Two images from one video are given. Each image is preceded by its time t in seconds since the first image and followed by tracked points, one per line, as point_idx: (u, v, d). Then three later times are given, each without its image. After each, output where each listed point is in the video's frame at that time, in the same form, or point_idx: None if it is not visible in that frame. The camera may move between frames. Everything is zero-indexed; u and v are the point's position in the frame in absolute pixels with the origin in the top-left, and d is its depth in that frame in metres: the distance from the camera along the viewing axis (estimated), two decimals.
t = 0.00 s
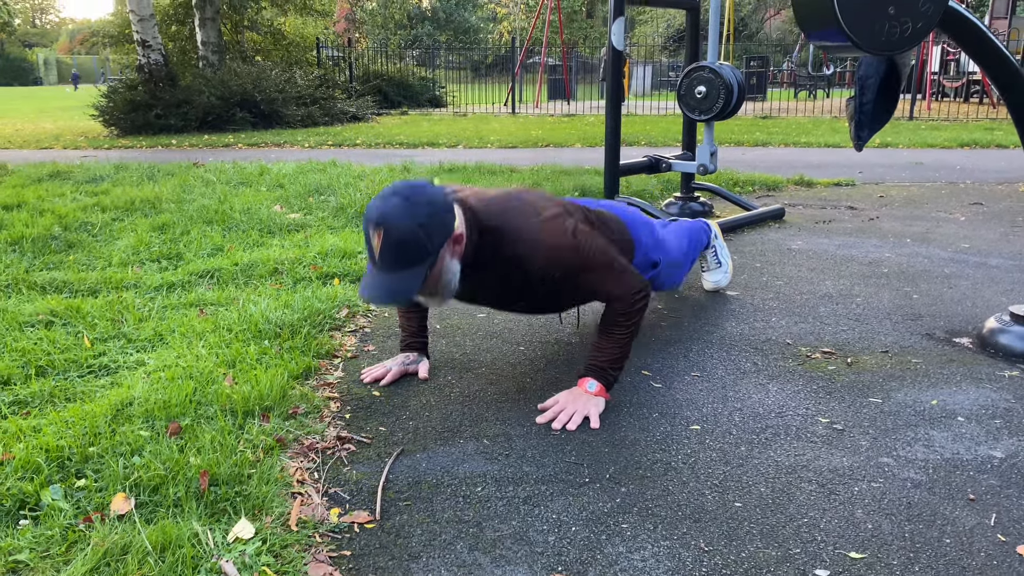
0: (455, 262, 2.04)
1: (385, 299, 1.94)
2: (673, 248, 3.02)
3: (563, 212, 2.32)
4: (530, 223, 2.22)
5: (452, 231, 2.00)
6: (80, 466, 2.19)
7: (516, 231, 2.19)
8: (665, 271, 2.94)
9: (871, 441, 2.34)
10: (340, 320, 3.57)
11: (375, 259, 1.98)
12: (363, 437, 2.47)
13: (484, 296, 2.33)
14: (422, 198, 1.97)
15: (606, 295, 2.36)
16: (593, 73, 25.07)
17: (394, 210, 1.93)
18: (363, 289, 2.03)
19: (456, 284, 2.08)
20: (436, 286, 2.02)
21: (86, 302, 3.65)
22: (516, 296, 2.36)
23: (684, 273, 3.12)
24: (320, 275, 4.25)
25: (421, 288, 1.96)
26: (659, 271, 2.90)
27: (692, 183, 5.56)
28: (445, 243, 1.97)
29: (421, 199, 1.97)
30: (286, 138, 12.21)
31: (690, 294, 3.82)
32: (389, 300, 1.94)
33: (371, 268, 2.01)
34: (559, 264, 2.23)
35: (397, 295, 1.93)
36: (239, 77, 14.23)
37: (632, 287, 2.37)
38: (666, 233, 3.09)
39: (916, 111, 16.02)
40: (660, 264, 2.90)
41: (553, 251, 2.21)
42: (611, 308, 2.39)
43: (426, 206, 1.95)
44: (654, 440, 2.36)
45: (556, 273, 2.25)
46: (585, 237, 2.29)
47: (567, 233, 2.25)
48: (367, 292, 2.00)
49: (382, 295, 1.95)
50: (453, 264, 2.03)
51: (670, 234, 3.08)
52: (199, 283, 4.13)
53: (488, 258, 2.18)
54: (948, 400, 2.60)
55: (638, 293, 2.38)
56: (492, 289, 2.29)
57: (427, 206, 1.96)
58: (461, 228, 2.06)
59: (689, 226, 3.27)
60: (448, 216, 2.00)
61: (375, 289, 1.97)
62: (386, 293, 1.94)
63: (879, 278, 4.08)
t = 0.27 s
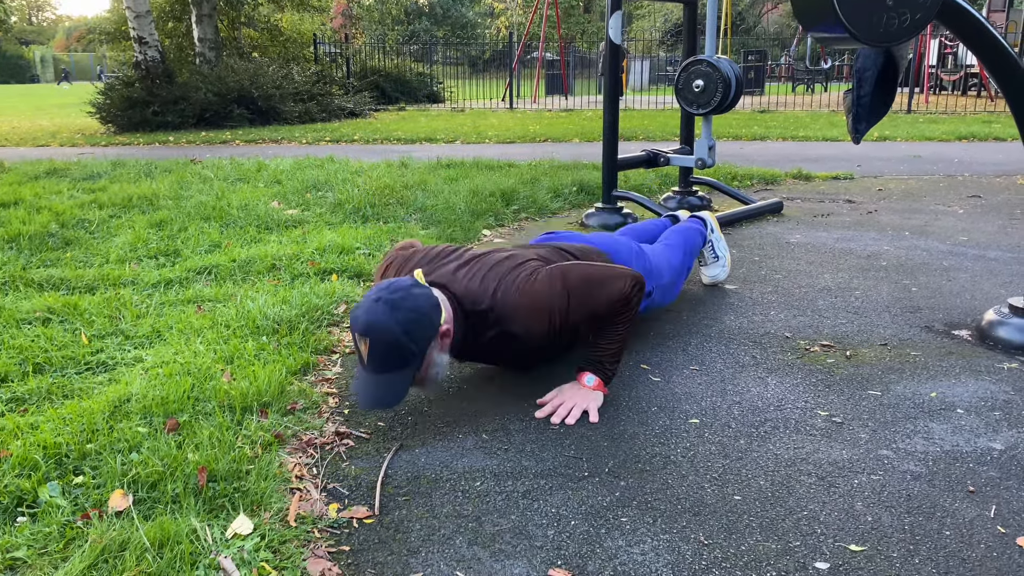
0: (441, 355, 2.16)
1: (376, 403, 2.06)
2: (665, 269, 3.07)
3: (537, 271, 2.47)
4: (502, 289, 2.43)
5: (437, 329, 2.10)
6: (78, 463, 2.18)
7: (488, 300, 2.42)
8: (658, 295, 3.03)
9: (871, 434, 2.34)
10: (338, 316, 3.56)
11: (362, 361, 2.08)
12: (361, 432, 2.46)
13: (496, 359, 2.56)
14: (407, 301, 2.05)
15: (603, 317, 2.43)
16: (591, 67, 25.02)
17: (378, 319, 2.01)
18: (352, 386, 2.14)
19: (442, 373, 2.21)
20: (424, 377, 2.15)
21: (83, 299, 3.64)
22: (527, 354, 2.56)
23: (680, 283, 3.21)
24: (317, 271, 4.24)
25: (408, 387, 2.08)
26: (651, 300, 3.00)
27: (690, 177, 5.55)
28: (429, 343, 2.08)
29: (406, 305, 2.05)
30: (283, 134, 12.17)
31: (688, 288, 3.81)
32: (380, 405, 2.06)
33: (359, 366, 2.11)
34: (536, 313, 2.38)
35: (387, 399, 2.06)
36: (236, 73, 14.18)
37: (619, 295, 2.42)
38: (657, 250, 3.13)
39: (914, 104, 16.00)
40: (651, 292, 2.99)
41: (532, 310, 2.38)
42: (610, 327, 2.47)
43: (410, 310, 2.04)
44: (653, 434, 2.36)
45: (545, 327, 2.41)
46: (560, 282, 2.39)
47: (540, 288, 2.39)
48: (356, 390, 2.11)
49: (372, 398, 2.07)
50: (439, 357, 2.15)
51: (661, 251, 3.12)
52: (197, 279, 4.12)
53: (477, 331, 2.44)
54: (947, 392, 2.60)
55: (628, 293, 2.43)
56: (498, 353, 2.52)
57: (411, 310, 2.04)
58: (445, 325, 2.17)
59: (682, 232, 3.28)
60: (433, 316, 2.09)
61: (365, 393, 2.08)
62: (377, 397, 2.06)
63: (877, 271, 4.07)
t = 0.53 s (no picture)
0: (443, 173, 2.09)
1: (370, 208, 1.95)
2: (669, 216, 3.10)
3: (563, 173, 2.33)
4: (523, 167, 2.24)
5: (439, 137, 2.03)
6: (75, 460, 2.17)
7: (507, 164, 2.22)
8: (662, 232, 3.00)
9: (869, 428, 2.33)
10: (335, 312, 3.55)
11: (363, 168, 2.01)
12: (359, 429, 2.46)
13: (467, 231, 2.35)
14: (409, 101, 1.99)
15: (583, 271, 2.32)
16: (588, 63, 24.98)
17: (381, 118, 1.96)
18: (350, 196, 2.04)
19: (442, 198, 2.13)
20: (426, 196, 2.07)
21: (79, 297, 3.63)
22: (501, 240, 2.36)
23: (678, 246, 3.21)
24: (315, 267, 4.23)
25: (408, 196, 1.99)
26: (656, 232, 2.95)
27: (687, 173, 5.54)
28: (430, 149, 2.01)
29: (407, 105, 1.99)
30: (280, 131, 12.15)
31: (686, 283, 3.81)
32: (377, 208, 1.95)
33: (359, 175, 2.03)
34: (544, 205, 2.20)
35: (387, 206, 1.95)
36: (233, 70, 14.15)
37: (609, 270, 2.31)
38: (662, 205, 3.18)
39: (912, 98, 16.00)
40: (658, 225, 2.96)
41: (541, 201, 2.20)
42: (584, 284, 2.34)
43: (412, 112, 1.98)
44: (651, 429, 2.36)
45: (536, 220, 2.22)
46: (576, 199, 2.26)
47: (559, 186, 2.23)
48: (354, 198, 2.02)
49: (369, 202, 1.97)
50: (440, 172, 2.07)
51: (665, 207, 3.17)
52: (193, 277, 4.11)
53: (477, 187, 2.21)
54: (945, 386, 2.60)
55: (618, 277, 2.32)
56: (477, 225, 2.30)
57: (412, 111, 1.99)
58: (449, 139, 2.10)
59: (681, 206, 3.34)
60: (435, 123, 2.03)
61: (362, 194, 1.99)
62: (373, 199, 1.95)
63: (875, 265, 4.07)
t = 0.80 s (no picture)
0: (446, 158, 2.10)
1: (373, 192, 1.98)
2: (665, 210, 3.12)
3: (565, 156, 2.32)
4: (526, 151, 2.23)
5: (442, 123, 2.04)
6: (69, 458, 2.16)
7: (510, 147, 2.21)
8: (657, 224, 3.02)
9: (864, 423, 2.34)
10: (331, 309, 3.55)
11: (366, 150, 2.02)
12: (355, 425, 2.45)
13: (462, 212, 2.33)
14: (413, 86, 2.00)
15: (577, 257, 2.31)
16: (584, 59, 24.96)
17: (384, 101, 1.96)
18: (354, 181, 2.07)
19: (447, 181, 2.14)
20: (428, 179, 2.08)
21: (74, 295, 3.62)
22: (496, 221, 2.34)
23: (675, 239, 3.23)
24: (310, 264, 4.22)
25: (411, 182, 2.00)
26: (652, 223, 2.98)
27: (683, 169, 5.54)
28: (435, 135, 2.02)
29: (412, 89, 2.00)
30: (276, 128, 12.12)
31: (682, 279, 3.81)
32: (380, 194, 1.98)
33: (362, 160, 2.06)
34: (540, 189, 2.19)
35: (390, 188, 1.97)
36: (228, 67, 14.11)
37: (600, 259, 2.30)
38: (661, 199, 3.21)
39: (908, 93, 16.01)
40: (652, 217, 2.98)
41: (541, 181, 2.19)
42: (578, 270, 2.33)
43: (417, 96, 1.99)
44: (646, 425, 2.36)
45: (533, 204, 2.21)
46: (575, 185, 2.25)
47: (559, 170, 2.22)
48: (358, 183, 2.05)
49: (373, 188, 1.99)
50: (444, 157, 2.08)
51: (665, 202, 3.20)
52: (189, 274, 4.10)
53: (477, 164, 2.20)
54: (939, 380, 2.61)
55: (608, 266, 2.31)
56: (473, 207, 2.28)
57: (417, 96, 2.00)
58: (452, 124, 2.11)
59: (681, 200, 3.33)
60: (439, 108, 2.04)
61: (365, 181, 2.01)
62: (377, 185, 1.98)
63: (871, 260, 4.08)
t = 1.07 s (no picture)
0: (430, 333, 2.07)
1: (365, 383, 2.03)
2: (654, 251, 3.01)
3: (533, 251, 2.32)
4: (499, 276, 2.25)
5: (425, 308, 2.00)
6: (63, 456, 2.15)
7: (479, 277, 2.25)
8: (648, 278, 2.96)
9: (858, 418, 2.34)
10: (325, 306, 3.54)
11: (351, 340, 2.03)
12: (349, 422, 2.45)
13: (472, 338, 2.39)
14: (392, 281, 1.95)
15: (594, 301, 2.35)
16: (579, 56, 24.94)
17: (362, 299, 1.93)
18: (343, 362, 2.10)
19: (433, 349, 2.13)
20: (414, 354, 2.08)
21: (67, 292, 3.60)
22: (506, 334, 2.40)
23: (669, 270, 3.15)
24: (304, 262, 4.21)
25: (397, 366, 2.03)
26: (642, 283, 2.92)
27: (678, 165, 5.54)
28: (417, 324, 1.99)
29: (390, 284, 1.95)
30: (270, 125, 12.09)
31: (677, 275, 3.81)
32: (371, 382, 2.03)
33: (349, 343, 2.07)
34: (529, 293, 2.24)
35: (378, 376, 2.01)
36: (222, 64, 14.06)
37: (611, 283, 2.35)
38: (647, 235, 3.09)
39: (902, 90, 16.03)
40: (642, 275, 2.91)
41: (524, 288, 2.24)
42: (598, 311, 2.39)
43: (396, 289, 1.94)
44: (641, 421, 2.36)
45: (529, 306, 2.26)
46: (556, 267, 2.28)
47: (532, 269, 2.25)
48: (347, 369, 2.07)
49: (362, 376, 2.03)
50: (428, 336, 2.06)
51: (651, 236, 3.08)
52: (183, 271, 4.08)
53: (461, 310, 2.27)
54: (933, 375, 2.61)
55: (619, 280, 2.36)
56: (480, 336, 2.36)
57: (397, 289, 1.95)
58: (433, 302, 2.07)
59: (671, 217, 3.27)
60: (420, 292, 1.99)
61: (355, 371, 2.04)
62: (365, 374, 2.02)
63: (865, 256, 4.08)
